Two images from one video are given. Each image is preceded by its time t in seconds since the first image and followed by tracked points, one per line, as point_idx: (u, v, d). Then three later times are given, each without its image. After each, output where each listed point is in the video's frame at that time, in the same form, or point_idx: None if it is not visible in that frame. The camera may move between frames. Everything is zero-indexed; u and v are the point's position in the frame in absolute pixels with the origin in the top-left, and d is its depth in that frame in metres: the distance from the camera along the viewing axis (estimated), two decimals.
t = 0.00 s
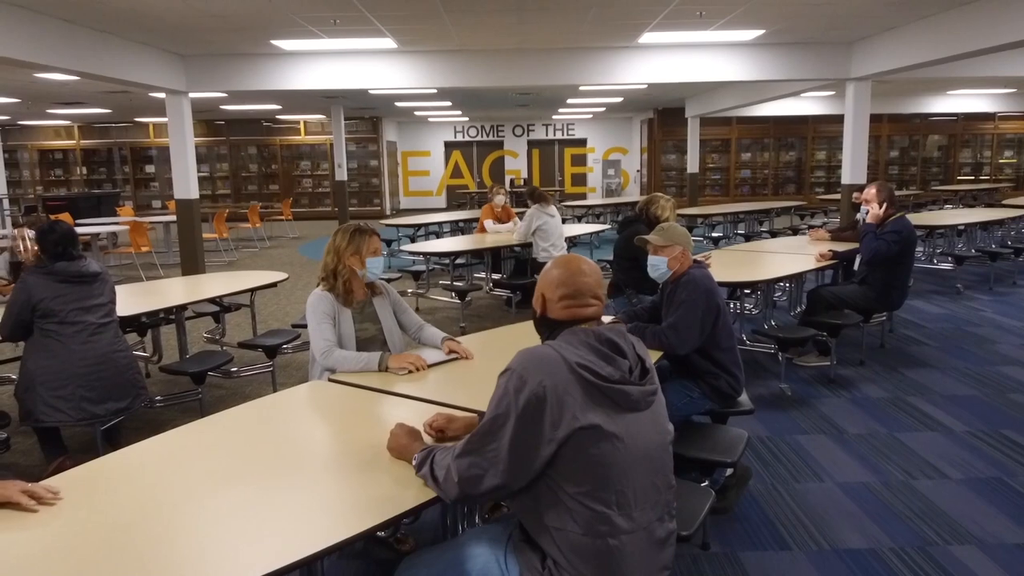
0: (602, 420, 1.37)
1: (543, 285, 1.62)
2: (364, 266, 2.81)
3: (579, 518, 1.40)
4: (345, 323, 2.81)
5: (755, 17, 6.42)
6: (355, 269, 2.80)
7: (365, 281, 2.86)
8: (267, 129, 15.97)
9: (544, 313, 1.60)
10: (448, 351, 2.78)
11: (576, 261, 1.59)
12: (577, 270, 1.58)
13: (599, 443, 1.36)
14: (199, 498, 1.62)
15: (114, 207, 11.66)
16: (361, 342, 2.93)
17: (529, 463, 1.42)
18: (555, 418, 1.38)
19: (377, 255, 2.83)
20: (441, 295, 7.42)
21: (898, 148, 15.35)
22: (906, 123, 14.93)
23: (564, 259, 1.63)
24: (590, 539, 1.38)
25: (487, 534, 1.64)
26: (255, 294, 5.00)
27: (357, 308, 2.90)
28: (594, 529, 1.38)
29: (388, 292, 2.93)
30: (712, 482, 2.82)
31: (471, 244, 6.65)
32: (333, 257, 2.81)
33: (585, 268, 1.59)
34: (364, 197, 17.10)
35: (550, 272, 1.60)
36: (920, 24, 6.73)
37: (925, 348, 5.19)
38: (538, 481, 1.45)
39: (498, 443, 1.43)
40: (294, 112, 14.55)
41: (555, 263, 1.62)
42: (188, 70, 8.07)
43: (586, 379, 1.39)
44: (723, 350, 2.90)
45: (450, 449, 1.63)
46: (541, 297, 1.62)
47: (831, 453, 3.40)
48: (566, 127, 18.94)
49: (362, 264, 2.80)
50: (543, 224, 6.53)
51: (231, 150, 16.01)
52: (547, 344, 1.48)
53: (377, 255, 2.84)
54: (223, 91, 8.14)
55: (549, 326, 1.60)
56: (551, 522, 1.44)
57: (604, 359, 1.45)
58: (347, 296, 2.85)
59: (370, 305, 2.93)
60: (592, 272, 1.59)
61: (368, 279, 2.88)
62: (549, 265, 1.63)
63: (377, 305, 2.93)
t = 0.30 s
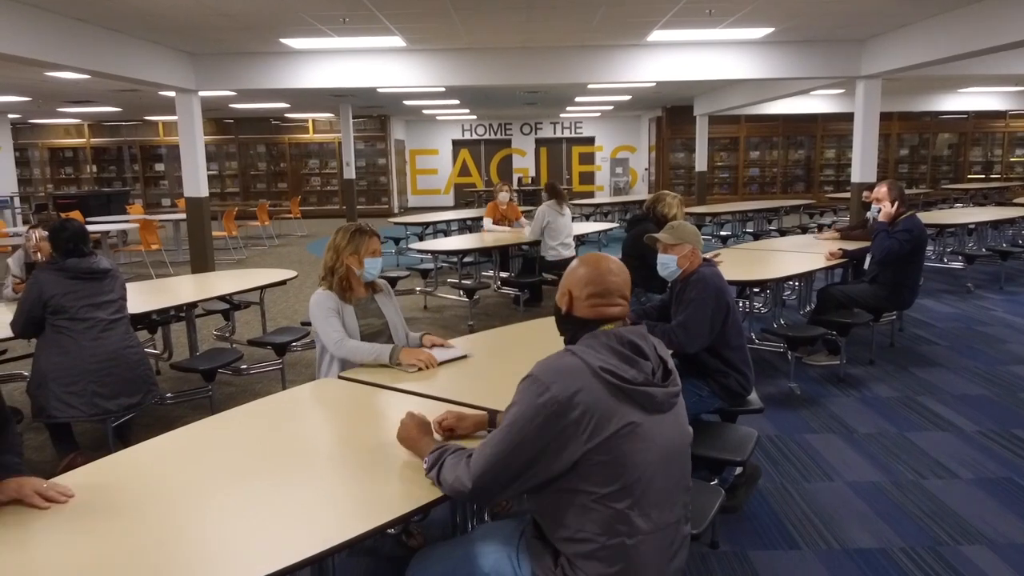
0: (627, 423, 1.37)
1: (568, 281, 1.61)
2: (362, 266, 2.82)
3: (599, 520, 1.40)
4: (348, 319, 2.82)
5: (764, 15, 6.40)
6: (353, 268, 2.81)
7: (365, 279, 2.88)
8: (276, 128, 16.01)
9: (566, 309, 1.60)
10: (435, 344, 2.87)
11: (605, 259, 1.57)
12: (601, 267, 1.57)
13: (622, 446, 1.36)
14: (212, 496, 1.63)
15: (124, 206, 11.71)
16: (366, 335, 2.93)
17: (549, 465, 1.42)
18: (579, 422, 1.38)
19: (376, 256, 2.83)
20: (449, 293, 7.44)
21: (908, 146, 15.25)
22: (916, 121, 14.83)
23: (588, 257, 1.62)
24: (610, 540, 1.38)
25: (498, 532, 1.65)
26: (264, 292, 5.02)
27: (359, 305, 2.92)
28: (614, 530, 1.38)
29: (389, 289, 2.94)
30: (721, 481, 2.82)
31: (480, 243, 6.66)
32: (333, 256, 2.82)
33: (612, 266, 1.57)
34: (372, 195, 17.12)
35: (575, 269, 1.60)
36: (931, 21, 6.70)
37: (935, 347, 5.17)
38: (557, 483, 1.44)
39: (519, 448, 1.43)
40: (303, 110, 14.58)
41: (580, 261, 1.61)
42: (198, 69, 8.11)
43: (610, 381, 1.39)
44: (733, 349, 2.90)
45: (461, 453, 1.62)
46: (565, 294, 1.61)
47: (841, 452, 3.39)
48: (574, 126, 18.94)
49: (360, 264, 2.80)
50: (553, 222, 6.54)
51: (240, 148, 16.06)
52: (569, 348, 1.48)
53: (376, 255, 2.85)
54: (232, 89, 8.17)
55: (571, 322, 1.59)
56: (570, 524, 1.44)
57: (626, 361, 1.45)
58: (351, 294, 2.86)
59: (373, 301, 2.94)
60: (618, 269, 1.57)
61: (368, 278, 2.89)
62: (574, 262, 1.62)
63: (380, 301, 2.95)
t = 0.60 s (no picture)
0: (651, 412, 1.37)
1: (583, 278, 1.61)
2: (376, 259, 2.85)
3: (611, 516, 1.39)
4: (363, 312, 2.84)
5: (773, 13, 6.39)
6: (366, 261, 2.84)
7: (377, 274, 2.90)
8: (284, 126, 16.05)
9: (581, 306, 1.60)
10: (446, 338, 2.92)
11: (623, 257, 1.58)
12: (617, 265, 1.56)
13: (645, 437, 1.36)
14: (223, 493, 1.63)
15: (132, 204, 11.76)
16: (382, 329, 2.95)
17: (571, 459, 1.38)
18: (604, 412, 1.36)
19: (389, 251, 2.88)
20: (456, 291, 7.45)
21: (917, 145, 15.18)
22: (925, 119, 14.77)
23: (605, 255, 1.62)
24: (626, 534, 1.38)
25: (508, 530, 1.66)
26: (272, 290, 5.03)
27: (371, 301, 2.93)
28: (630, 524, 1.38)
29: (400, 284, 2.97)
30: (729, 481, 2.82)
31: (487, 241, 6.65)
32: (345, 251, 2.85)
33: (629, 262, 1.57)
34: (379, 193, 17.15)
35: (593, 266, 1.59)
36: (940, 19, 6.67)
37: (944, 346, 5.14)
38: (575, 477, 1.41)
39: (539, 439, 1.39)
40: (311, 109, 14.62)
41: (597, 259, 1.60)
42: (207, 67, 8.13)
43: (635, 372, 1.39)
44: (742, 348, 2.88)
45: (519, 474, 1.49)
46: (581, 291, 1.61)
47: (849, 452, 3.38)
48: (581, 124, 18.92)
49: (373, 258, 2.84)
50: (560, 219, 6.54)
51: (248, 146, 16.10)
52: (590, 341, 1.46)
53: (388, 249, 2.89)
54: (240, 88, 8.20)
55: (586, 319, 1.59)
56: (581, 521, 1.42)
57: (648, 355, 1.46)
58: (366, 288, 2.88)
59: (384, 297, 2.95)
60: (635, 266, 1.57)
61: (379, 274, 2.92)
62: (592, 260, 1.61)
63: (390, 297, 2.97)
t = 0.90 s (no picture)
0: (687, 397, 1.44)
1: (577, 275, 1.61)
2: (407, 259, 2.77)
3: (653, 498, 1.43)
4: (391, 314, 2.77)
5: (780, 11, 6.38)
6: (398, 261, 2.76)
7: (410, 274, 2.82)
8: (290, 125, 16.08)
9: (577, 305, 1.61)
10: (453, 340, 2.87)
11: (620, 255, 1.55)
12: (606, 262, 1.56)
13: (684, 419, 1.43)
14: (231, 492, 1.63)
15: (139, 202, 11.80)
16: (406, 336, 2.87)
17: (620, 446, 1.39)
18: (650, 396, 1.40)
19: (420, 249, 2.79)
20: (462, 290, 7.45)
21: (924, 143, 15.11)
22: (933, 118, 14.71)
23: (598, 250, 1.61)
24: (670, 514, 1.42)
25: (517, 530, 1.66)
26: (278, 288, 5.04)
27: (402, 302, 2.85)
28: (671, 503, 1.42)
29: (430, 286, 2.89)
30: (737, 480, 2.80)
31: (493, 240, 6.65)
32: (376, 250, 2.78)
33: (619, 262, 1.55)
34: (385, 192, 17.18)
35: (584, 263, 1.59)
36: (948, 18, 6.64)
37: (951, 346, 5.13)
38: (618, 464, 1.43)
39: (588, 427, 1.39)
40: (317, 108, 14.63)
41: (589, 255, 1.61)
42: (214, 67, 8.15)
43: (670, 359, 1.46)
44: (750, 348, 2.88)
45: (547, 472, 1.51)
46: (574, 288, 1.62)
47: (856, 451, 3.38)
48: (586, 123, 18.92)
49: (404, 257, 2.76)
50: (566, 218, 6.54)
51: (254, 145, 16.14)
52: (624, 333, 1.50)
53: (420, 248, 2.81)
54: (246, 87, 8.22)
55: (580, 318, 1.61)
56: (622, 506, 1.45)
57: (676, 343, 1.52)
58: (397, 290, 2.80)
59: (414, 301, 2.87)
60: (626, 262, 1.56)
61: (411, 273, 2.84)
62: (582, 260, 1.61)
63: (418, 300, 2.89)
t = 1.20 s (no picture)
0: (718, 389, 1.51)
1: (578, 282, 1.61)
2: (445, 249, 2.74)
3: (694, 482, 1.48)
4: (420, 307, 2.74)
5: (787, 9, 6.36)
6: (437, 251, 2.73)
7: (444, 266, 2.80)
8: (295, 124, 16.11)
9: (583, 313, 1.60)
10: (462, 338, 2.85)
11: (612, 259, 1.57)
12: (611, 264, 1.56)
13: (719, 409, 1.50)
14: (238, 491, 1.63)
15: (146, 201, 11.83)
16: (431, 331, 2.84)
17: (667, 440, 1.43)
18: (694, 392, 1.45)
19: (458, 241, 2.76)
20: (467, 289, 7.45)
21: (931, 142, 15.05)
22: (940, 117, 14.65)
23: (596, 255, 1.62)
24: (713, 500, 1.48)
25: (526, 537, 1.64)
26: (285, 287, 5.05)
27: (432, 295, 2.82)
28: (710, 489, 1.48)
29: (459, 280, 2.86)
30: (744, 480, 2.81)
31: (499, 239, 6.64)
32: (413, 242, 2.75)
33: (622, 265, 1.56)
34: (390, 191, 17.19)
35: (585, 267, 1.60)
36: (956, 15, 6.61)
37: (959, 346, 5.11)
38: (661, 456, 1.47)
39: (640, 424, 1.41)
40: (323, 107, 14.65)
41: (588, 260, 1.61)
42: (220, 66, 8.17)
43: (700, 355, 1.52)
44: (758, 348, 2.87)
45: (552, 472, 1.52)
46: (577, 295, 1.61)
47: (864, 451, 3.36)
48: (592, 122, 18.91)
49: (442, 248, 2.73)
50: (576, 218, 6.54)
51: (260, 144, 16.17)
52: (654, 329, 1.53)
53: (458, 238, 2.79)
54: (253, 86, 8.22)
55: (588, 325, 1.59)
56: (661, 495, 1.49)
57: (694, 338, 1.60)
58: (432, 282, 2.77)
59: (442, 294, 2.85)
60: (629, 264, 1.57)
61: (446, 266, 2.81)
62: (582, 269, 1.60)
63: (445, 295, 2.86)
